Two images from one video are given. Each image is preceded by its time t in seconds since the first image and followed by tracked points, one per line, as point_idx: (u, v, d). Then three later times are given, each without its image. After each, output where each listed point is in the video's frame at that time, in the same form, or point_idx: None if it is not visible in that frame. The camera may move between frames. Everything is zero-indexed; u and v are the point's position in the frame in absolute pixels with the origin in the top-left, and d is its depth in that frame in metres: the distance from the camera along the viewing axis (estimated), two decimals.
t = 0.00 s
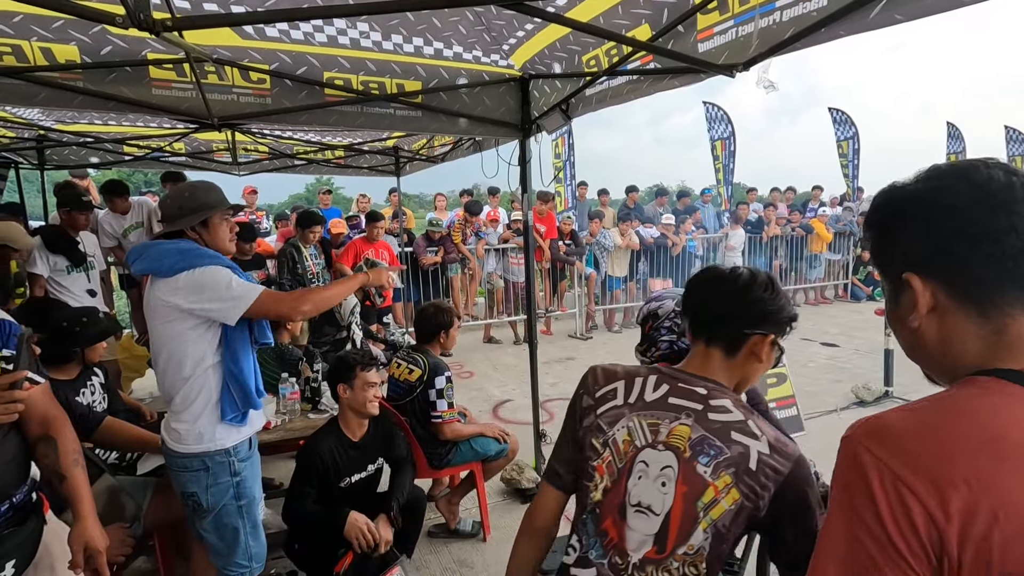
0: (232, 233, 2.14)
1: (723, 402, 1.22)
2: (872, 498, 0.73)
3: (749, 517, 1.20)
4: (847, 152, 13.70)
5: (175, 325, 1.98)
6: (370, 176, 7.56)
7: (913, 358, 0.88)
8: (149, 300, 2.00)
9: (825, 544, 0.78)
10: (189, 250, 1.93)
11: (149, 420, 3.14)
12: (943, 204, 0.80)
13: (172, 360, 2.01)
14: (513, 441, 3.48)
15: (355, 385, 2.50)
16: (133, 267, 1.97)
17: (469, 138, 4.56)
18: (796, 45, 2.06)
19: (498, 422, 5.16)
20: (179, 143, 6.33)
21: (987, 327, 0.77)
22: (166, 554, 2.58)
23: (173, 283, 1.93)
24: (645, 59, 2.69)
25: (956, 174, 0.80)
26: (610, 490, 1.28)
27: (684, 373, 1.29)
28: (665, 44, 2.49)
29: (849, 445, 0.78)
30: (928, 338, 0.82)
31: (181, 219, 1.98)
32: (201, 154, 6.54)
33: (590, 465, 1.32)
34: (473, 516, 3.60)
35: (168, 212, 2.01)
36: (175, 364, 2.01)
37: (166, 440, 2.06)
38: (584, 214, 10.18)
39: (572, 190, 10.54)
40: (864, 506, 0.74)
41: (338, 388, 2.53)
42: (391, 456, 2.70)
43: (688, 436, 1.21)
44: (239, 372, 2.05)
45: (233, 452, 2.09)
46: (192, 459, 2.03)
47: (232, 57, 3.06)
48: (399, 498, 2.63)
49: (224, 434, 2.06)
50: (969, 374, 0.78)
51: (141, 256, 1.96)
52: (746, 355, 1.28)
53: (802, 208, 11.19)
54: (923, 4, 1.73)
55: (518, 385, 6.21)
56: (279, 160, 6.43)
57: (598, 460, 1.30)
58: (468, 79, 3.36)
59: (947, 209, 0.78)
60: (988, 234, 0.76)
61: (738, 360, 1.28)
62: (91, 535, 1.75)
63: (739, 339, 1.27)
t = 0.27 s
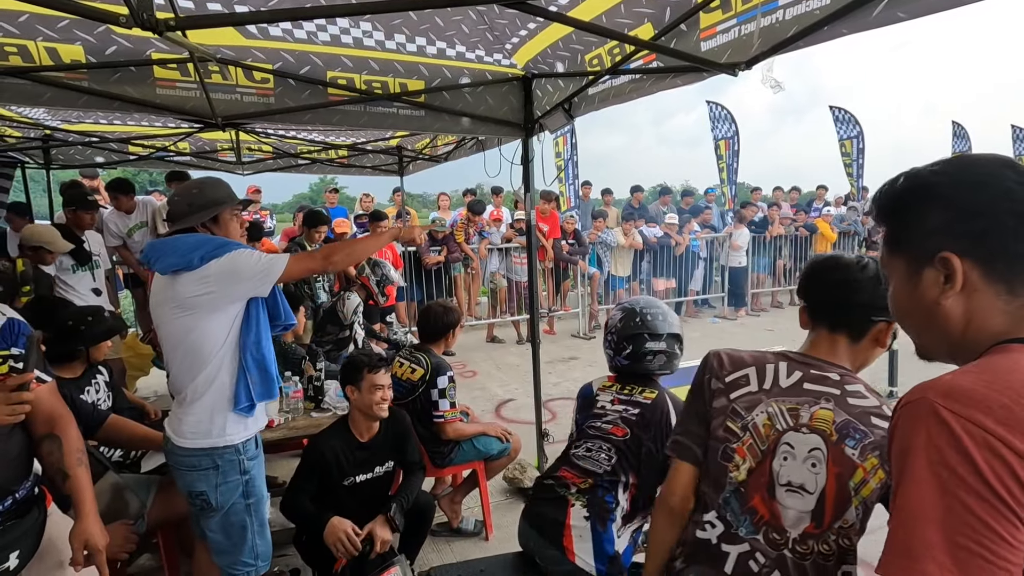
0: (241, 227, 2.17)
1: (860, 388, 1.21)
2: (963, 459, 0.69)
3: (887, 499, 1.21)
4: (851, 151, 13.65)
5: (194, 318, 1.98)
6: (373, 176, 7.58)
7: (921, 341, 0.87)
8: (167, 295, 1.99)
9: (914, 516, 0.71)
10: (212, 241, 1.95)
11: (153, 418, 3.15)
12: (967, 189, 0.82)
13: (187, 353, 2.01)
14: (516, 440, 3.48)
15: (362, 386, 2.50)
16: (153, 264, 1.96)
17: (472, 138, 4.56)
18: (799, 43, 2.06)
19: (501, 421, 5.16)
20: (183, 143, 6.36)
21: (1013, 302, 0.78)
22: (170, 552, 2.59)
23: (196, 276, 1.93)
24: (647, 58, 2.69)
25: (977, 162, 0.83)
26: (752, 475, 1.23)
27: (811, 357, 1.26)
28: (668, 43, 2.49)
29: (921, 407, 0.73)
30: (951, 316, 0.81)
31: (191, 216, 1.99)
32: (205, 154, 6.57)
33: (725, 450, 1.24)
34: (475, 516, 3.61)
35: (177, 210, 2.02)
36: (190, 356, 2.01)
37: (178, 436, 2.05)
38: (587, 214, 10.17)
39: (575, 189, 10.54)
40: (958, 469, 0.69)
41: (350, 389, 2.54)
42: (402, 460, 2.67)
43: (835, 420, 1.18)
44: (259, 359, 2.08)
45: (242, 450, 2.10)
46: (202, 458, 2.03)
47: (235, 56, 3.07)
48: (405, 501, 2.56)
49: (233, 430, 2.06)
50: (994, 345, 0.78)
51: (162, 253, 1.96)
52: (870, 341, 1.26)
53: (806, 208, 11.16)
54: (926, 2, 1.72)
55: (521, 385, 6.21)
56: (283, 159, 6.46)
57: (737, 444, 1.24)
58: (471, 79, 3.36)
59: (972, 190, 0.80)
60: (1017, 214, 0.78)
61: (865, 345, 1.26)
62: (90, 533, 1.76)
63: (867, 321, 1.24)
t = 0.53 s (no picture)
0: (259, 225, 2.20)
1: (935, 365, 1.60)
2: (910, 460, 0.70)
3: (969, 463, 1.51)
4: (855, 151, 13.60)
5: (223, 316, 1.97)
6: (377, 175, 7.60)
7: (891, 336, 0.88)
8: (194, 294, 1.97)
9: (863, 513, 0.73)
10: (236, 238, 1.95)
11: (159, 416, 3.17)
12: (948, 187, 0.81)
13: (214, 350, 2.00)
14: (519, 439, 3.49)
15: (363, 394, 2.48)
16: (182, 263, 1.95)
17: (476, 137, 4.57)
18: (803, 43, 2.05)
19: (505, 420, 5.17)
20: (188, 142, 6.40)
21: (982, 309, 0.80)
22: (177, 548, 2.59)
23: (227, 273, 1.92)
24: (652, 58, 2.69)
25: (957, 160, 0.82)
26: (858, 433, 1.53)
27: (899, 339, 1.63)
28: (673, 42, 2.49)
29: (874, 410, 0.74)
30: (923, 316, 0.82)
31: (211, 214, 2.01)
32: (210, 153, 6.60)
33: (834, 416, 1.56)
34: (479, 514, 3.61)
35: (195, 208, 2.03)
36: (214, 352, 2.00)
37: (200, 435, 2.03)
38: (590, 214, 10.16)
39: (579, 188, 10.55)
40: (901, 469, 0.70)
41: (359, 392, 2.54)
42: (411, 461, 2.68)
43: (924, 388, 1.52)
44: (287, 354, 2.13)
45: (260, 448, 2.11)
46: (222, 456, 2.04)
47: (242, 56, 3.09)
48: (410, 501, 2.56)
49: (256, 427, 2.08)
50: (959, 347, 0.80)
51: (187, 251, 1.95)
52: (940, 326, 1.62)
53: (810, 207, 11.12)
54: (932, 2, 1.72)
55: (524, 384, 6.22)
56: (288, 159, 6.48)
57: (843, 410, 1.56)
58: (475, 78, 3.37)
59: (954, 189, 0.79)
60: (1003, 218, 0.78)
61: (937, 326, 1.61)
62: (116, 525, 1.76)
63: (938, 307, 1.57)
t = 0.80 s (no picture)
0: (269, 227, 2.19)
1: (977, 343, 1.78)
2: (755, 507, 0.73)
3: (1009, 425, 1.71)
4: (855, 151, 13.58)
5: (234, 317, 1.97)
6: (378, 175, 7.61)
7: (797, 356, 0.93)
8: (206, 294, 1.97)
9: (712, 547, 0.77)
10: (247, 238, 1.94)
11: (161, 416, 3.18)
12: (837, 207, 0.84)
13: (227, 350, 2.00)
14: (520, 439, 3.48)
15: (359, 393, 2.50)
16: (193, 263, 1.93)
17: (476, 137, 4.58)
18: (804, 44, 2.05)
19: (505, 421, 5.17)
20: (190, 142, 6.40)
21: (874, 331, 0.83)
22: (178, 548, 2.60)
23: (240, 274, 1.92)
24: (653, 59, 2.69)
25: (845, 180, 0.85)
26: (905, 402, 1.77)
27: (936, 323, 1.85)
28: (674, 43, 2.50)
29: (739, 448, 0.77)
30: (819, 337, 0.88)
31: (223, 214, 2.01)
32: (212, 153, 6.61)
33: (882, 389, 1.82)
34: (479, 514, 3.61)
35: (209, 207, 2.04)
36: (225, 352, 2.00)
37: (208, 436, 2.03)
38: (591, 214, 10.15)
39: (579, 189, 10.55)
40: (752, 510, 0.73)
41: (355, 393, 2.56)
42: (411, 462, 2.64)
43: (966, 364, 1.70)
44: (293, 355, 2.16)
45: (267, 449, 2.12)
46: (232, 457, 2.05)
47: (243, 57, 3.10)
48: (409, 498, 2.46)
49: (266, 428, 2.09)
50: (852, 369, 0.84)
51: (195, 251, 1.93)
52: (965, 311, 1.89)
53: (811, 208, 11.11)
54: (932, 3, 1.72)
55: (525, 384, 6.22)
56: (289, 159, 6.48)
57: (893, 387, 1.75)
58: (476, 78, 3.37)
59: (843, 211, 0.83)
60: (888, 239, 0.81)
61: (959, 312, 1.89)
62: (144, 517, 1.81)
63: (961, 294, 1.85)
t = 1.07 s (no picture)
0: (266, 231, 2.19)
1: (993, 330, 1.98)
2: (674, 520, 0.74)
3: None
4: (845, 154, 13.72)
5: (229, 321, 1.96)
6: (371, 177, 7.59)
7: (727, 357, 0.96)
8: (201, 298, 1.96)
9: (633, 554, 0.78)
10: (242, 240, 1.94)
11: (152, 419, 3.15)
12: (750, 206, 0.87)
13: (222, 354, 1.99)
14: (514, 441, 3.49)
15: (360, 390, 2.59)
16: (188, 266, 1.93)
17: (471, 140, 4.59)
18: (796, 49, 2.08)
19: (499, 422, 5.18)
20: (181, 144, 6.36)
21: (794, 325, 0.85)
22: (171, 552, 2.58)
23: (234, 276, 1.91)
24: (646, 62, 2.71)
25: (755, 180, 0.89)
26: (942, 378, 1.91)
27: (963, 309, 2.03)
28: (667, 47, 2.52)
29: (659, 452, 0.79)
30: (744, 337, 0.90)
31: (220, 216, 2.01)
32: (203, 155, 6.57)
33: (921, 366, 1.95)
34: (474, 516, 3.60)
35: (206, 209, 2.04)
36: (221, 356, 1.99)
37: (207, 440, 2.02)
38: (585, 216, 10.18)
39: (573, 191, 10.58)
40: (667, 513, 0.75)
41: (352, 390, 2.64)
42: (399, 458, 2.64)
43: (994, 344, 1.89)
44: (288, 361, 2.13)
45: (265, 453, 2.11)
46: (230, 461, 2.04)
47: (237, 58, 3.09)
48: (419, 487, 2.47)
49: (264, 432, 2.08)
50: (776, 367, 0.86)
51: (190, 253, 1.93)
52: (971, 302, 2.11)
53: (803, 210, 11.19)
54: (920, 10, 1.75)
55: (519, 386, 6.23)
56: (282, 161, 6.46)
57: (930, 363, 1.93)
58: (471, 81, 3.38)
59: (755, 210, 0.86)
60: (797, 234, 0.84)
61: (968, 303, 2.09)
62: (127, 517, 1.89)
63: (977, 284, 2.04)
